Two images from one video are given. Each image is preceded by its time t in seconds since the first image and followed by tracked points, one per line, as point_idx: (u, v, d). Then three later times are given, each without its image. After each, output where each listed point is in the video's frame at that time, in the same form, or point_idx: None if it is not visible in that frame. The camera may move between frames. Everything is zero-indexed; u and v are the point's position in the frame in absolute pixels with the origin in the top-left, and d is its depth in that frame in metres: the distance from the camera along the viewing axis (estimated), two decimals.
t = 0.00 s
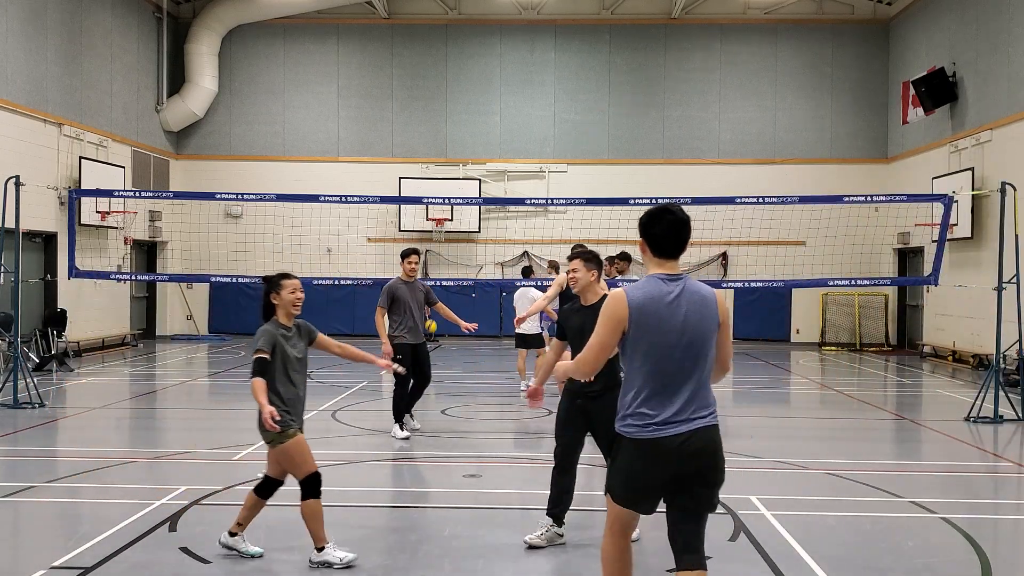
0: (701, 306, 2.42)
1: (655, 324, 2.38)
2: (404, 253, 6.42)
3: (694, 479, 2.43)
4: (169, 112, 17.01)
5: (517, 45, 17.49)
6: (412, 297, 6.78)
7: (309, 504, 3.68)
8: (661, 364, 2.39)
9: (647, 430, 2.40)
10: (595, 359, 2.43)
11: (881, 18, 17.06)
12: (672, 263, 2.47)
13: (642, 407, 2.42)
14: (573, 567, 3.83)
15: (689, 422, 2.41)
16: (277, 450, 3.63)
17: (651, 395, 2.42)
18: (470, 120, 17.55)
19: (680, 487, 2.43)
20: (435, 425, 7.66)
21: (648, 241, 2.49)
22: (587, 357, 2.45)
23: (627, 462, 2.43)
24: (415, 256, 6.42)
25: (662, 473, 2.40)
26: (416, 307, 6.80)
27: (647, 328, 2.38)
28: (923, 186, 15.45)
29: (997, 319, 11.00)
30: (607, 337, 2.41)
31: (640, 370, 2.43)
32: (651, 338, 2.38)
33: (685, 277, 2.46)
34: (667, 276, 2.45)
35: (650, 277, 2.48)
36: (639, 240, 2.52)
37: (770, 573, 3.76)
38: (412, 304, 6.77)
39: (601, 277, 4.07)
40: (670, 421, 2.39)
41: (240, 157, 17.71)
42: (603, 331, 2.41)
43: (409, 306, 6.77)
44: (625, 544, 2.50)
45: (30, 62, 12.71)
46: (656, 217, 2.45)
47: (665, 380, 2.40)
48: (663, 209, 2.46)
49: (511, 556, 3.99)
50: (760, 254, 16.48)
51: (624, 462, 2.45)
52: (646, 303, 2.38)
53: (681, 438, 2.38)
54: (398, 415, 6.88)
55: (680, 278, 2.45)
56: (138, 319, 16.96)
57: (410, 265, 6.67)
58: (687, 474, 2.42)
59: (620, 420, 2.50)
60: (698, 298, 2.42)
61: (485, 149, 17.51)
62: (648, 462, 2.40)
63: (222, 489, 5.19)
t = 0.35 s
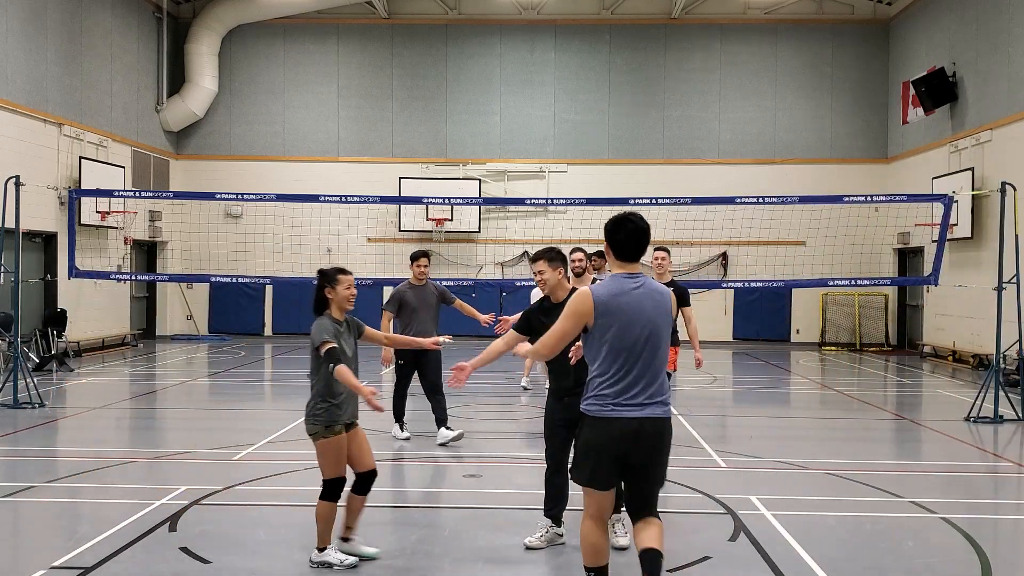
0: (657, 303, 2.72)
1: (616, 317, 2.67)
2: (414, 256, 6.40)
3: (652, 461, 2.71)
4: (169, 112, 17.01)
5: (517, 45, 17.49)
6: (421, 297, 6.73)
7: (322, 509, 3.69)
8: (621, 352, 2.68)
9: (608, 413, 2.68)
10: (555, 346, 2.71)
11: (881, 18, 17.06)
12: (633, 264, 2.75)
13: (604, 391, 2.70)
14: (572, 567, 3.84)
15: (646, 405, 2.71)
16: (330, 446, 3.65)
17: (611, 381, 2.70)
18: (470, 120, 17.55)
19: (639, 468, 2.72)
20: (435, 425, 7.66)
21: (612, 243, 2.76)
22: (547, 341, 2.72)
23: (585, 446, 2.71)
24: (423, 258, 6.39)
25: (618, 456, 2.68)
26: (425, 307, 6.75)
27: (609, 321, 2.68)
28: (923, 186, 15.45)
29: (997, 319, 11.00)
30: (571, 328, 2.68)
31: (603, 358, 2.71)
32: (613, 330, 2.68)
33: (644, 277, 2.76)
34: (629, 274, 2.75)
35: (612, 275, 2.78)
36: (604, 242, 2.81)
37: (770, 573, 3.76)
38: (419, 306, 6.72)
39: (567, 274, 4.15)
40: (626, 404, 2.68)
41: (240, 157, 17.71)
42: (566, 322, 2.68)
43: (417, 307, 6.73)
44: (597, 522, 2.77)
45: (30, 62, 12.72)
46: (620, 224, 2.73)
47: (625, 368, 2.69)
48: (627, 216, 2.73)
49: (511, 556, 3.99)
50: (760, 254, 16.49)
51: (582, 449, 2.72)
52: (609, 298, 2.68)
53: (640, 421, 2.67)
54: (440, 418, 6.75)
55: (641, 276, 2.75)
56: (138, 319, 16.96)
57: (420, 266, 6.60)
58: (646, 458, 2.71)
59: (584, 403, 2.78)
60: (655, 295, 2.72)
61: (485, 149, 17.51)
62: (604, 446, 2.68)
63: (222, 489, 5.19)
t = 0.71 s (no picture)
0: (650, 306, 3.05)
1: (612, 315, 2.99)
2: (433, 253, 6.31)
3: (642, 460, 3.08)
4: (169, 112, 17.00)
5: (517, 45, 17.49)
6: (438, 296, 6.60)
7: (376, 505, 3.68)
8: (615, 348, 3.00)
9: (601, 404, 3.01)
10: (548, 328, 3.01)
11: (881, 18, 17.06)
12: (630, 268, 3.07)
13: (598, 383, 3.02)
14: (572, 567, 3.84)
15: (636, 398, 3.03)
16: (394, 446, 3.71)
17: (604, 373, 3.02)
18: (470, 120, 17.55)
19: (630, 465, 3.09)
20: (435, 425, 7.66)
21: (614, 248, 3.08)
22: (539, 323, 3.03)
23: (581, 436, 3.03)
24: (444, 255, 6.26)
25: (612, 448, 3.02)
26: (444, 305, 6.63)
27: (605, 319, 2.99)
28: (923, 186, 15.45)
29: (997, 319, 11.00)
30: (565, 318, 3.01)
31: (598, 353, 3.04)
32: (608, 327, 3.00)
33: (640, 281, 3.09)
34: (626, 277, 3.07)
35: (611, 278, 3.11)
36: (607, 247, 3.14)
37: (770, 574, 3.76)
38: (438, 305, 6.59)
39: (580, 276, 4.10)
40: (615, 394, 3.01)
41: (239, 157, 17.72)
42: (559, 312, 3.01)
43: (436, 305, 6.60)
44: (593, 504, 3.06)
45: (30, 63, 12.72)
46: (623, 231, 3.05)
47: (617, 363, 3.01)
48: (629, 225, 3.05)
49: (512, 556, 4.00)
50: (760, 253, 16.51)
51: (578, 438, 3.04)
52: (606, 299, 3.00)
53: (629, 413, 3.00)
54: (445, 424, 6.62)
55: (637, 280, 3.08)
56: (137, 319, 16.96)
57: (439, 265, 6.46)
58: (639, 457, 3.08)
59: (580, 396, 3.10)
60: (647, 297, 3.04)
61: (485, 149, 17.52)
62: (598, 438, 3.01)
63: (221, 489, 5.19)
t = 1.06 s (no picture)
0: (642, 298, 3.32)
1: (606, 310, 3.26)
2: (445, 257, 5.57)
3: (638, 450, 3.30)
4: (169, 112, 17.00)
5: (517, 45, 17.49)
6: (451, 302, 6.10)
7: (434, 508, 3.69)
8: (613, 341, 3.27)
9: (601, 394, 3.27)
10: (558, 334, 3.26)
11: (881, 18, 17.07)
12: (622, 264, 3.35)
13: (597, 375, 3.29)
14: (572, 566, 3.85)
15: (633, 385, 3.30)
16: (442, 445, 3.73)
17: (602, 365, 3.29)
18: (470, 120, 17.55)
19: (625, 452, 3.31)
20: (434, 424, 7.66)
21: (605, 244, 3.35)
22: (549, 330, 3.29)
23: (577, 422, 3.32)
24: (456, 258, 5.54)
25: (607, 436, 3.27)
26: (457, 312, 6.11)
27: (601, 313, 3.26)
28: (923, 186, 15.45)
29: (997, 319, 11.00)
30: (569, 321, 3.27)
31: (595, 347, 3.31)
32: (604, 321, 3.26)
33: (631, 275, 3.36)
34: (617, 273, 3.35)
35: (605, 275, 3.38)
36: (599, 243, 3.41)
37: (770, 573, 3.76)
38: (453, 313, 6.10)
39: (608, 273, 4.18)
40: (615, 384, 3.27)
41: (240, 157, 17.72)
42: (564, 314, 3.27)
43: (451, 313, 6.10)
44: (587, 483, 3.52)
45: (30, 63, 12.72)
46: (612, 229, 3.32)
47: (614, 355, 3.27)
48: (618, 223, 3.32)
49: (512, 555, 4.00)
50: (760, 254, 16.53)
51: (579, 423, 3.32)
52: (601, 294, 3.27)
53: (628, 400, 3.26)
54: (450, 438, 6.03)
55: (627, 275, 3.35)
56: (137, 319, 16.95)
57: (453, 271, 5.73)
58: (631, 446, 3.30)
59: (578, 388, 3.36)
60: (639, 291, 3.31)
61: (485, 149, 17.52)
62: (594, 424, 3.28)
63: (221, 489, 5.19)
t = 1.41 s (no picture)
0: (610, 299, 3.61)
1: (582, 313, 3.54)
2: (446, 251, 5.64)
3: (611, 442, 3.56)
4: (169, 112, 16.99)
5: (517, 45, 17.49)
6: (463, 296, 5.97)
7: (438, 506, 3.72)
8: (591, 341, 3.54)
9: (581, 391, 3.52)
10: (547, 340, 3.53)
11: (881, 18, 17.07)
12: (590, 269, 3.65)
13: (577, 374, 3.55)
14: (571, 565, 3.85)
15: (611, 380, 3.58)
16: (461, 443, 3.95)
17: (579, 364, 3.55)
18: (470, 120, 17.56)
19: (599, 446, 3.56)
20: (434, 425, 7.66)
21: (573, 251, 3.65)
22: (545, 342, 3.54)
23: (557, 418, 3.55)
24: (455, 251, 5.59)
25: (582, 431, 3.53)
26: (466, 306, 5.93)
27: (578, 314, 3.54)
28: (923, 186, 15.45)
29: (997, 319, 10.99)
30: (554, 325, 3.54)
31: (572, 348, 3.57)
32: (580, 324, 3.54)
33: (599, 278, 3.66)
34: (586, 278, 3.64)
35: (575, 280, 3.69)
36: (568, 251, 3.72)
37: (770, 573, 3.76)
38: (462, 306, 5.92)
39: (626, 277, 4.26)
40: (594, 381, 3.54)
41: (240, 157, 17.72)
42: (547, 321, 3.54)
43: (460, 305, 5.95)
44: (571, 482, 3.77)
45: (30, 62, 12.72)
46: (579, 236, 3.61)
47: (591, 356, 3.54)
48: (583, 229, 3.61)
49: (512, 555, 4.00)
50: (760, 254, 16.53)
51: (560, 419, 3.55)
52: (576, 297, 3.56)
53: (607, 393, 3.54)
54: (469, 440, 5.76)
55: (595, 279, 3.65)
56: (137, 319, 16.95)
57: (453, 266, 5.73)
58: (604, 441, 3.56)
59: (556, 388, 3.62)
60: (609, 293, 3.61)
61: (485, 149, 17.52)
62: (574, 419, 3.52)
63: (221, 489, 5.19)
